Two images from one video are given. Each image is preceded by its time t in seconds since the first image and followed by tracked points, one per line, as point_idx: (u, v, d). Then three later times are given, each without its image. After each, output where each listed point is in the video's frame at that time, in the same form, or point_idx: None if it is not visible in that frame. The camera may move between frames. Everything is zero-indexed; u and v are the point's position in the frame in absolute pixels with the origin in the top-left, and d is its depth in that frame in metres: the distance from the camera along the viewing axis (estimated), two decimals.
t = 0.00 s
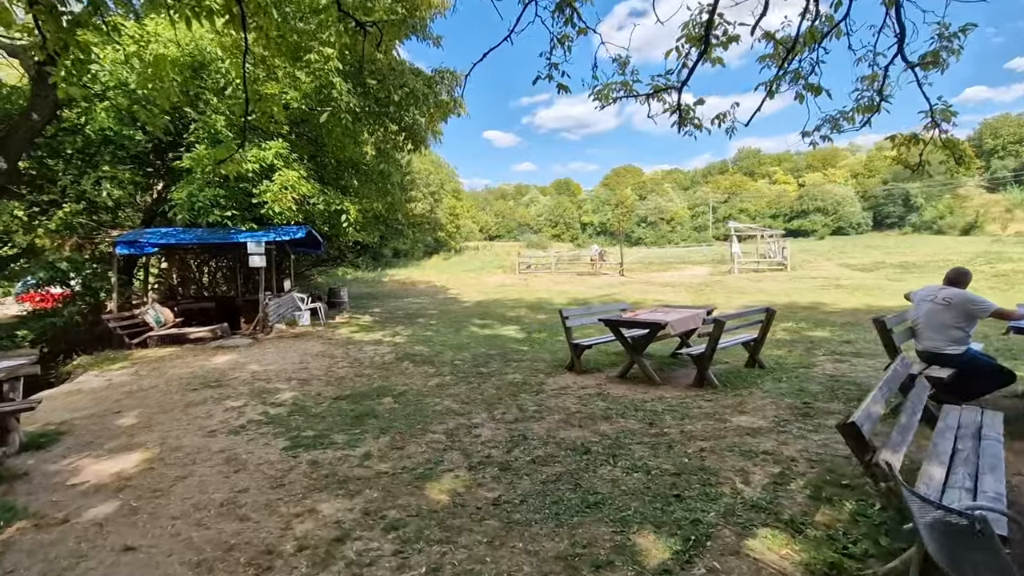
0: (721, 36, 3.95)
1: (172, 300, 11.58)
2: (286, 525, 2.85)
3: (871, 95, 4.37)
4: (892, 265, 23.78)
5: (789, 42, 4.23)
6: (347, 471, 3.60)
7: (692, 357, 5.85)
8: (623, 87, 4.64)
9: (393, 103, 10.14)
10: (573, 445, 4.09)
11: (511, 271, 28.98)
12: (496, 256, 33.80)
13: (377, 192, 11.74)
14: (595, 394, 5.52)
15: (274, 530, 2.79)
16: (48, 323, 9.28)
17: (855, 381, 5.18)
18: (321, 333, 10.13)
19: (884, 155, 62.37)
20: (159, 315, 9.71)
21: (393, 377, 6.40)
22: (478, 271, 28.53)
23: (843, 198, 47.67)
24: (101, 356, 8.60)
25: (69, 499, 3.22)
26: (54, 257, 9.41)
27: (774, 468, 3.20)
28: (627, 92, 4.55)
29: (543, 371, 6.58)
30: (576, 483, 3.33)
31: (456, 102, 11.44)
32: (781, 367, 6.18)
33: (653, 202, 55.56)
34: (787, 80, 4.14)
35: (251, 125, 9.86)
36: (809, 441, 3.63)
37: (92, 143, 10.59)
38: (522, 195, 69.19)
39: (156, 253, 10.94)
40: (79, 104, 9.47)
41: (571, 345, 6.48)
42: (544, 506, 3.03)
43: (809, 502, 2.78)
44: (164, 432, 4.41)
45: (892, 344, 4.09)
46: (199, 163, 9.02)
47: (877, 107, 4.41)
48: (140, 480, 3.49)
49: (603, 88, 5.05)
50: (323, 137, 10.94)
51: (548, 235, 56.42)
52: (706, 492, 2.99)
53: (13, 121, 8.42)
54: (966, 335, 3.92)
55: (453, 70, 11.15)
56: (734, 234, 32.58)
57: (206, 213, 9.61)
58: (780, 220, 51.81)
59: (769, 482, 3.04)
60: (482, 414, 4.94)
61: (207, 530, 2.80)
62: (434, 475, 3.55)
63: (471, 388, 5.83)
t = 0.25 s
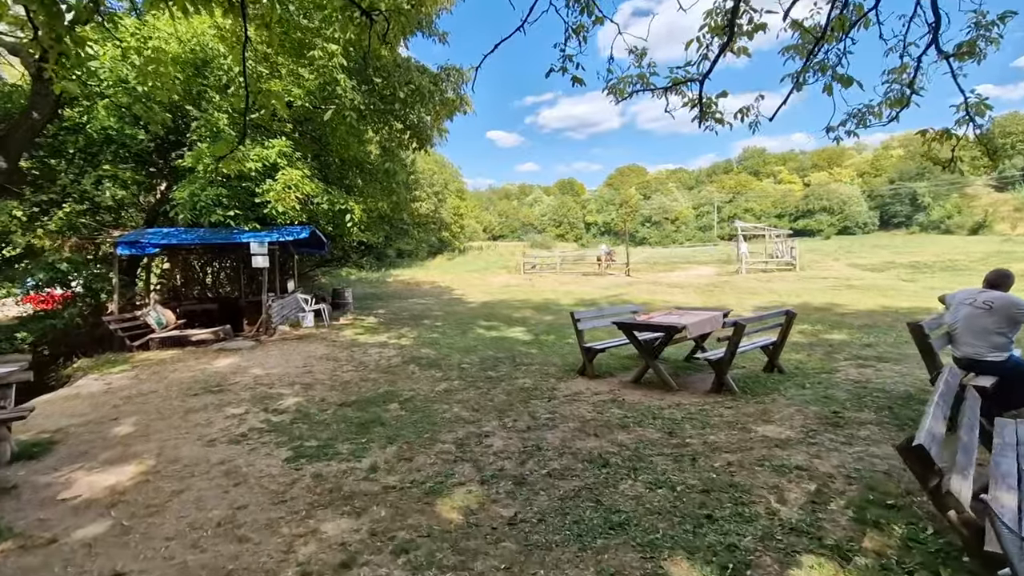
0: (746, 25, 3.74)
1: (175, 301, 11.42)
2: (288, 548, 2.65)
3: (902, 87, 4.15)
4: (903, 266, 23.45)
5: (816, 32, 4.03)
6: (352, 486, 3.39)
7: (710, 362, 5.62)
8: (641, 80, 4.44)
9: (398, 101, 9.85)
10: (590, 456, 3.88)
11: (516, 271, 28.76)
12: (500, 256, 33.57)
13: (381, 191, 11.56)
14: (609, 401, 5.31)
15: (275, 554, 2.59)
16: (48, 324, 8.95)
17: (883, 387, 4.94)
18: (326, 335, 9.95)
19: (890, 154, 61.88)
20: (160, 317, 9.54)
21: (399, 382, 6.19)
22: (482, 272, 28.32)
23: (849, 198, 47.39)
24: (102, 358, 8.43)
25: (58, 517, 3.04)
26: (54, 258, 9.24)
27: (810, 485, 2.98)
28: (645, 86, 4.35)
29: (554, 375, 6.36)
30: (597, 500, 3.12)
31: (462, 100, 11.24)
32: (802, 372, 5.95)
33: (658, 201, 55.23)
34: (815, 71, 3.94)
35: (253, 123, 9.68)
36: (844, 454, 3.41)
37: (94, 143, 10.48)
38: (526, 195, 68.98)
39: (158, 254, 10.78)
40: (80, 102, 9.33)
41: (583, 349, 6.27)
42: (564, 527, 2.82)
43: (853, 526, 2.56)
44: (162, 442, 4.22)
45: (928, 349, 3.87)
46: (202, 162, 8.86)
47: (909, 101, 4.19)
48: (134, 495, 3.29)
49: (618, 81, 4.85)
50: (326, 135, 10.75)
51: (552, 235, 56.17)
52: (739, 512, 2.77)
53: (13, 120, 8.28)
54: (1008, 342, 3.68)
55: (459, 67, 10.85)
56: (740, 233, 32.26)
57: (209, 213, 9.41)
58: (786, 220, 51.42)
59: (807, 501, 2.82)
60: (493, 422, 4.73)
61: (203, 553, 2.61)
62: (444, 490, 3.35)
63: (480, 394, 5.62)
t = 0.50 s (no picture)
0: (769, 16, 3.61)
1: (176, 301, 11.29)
2: (293, 565, 2.50)
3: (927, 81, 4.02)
4: (910, 265, 23.26)
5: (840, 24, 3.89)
6: (360, 496, 3.25)
7: (725, 365, 5.47)
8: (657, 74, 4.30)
9: (403, 99, 9.87)
10: (607, 464, 3.72)
11: (519, 271, 28.60)
12: (503, 256, 33.51)
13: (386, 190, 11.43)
14: (623, 405, 5.15)
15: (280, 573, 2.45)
16: (48, 325, 8.81)
17: (906, 392, 4.78)
18: (329, 335, 9.82)
19: (895, 154, 61.56)
20: (162, 317, 9.41)
21: (405, 385, 6.05)
22: (485, 272, 28.16)
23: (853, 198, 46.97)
24: (102, 359, 8.30)
25: (52, 530, 2.89)
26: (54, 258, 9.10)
27: (844, 498, 2.82)
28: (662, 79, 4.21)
29: (563, 378, 6.21)
30: (618, 513, 2.97)
31: (467, 98, 11.09)
32: (819, 376, 5.78)
33: (661, 201, 54.99)
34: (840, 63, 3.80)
35: (256, 120, 9.55)
36: (875, 464, 3.25)
37: (96, 141, 10.37)
38: (528, 194, 68.83)
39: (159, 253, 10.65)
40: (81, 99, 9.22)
41: (594, 351, 6.11)
42: (585, 543, 2.66)
43: (896, 543, 2.40)
44: (162, 448, 4.08)
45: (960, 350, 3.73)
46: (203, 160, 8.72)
47: (935, 94, 4.05)
48: (132, 506, 3.15)
49: (632, 76, 4.71)
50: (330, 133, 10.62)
51: (554, 234, 56.01)
52: (772, 528, 2.61)
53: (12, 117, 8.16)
54: None
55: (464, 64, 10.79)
56: (744, 233, 32.08)
57: (211, 212, 9.30)
58: (790, 220, 51.17)
59: (843, 516, 2.66)
60: (503, 427, 4.58)
61: (204, 572, 2.46)
62: (457, 501, 3.20)
63: (489, 398, 5.47)
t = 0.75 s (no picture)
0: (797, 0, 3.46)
1: (177, 300, 11.15)
2: None
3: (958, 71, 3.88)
4: (915, 264, 23.09)
5: (868, 10, 3.74)
6: (370, 503, 3.09)
7: (742, 365, 5.32)
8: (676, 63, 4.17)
9: (408, 93, 9.66)
10: (626, 468, 3.56)
11: (521, 270, 28.46)
12: (504, 254, 33.37)
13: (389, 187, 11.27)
14: (637, 406, 5.00)
15: None
16: (47, 324, 8.75)
17: (933, 393, 4.61)
18: (333, 334, 9.66)
19: (897, 152, 61.37)
20: (163, 316, 9.26)
21: (411, 385, 5.90)
22: (487, 271, 28.01)
23: (854, 198, 47.42)
24: (102, 359, 8.15)
25: (46, 540, 2.74)
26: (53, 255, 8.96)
27: (885, 506, 2.66)
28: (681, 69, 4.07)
29: (574, 378, 6.05)
30: (643, 522, 2.81)
31: (471, 94, 10.94)
32: (838, 376, 5.62)
33: (663, 200, 54.82)
34: (867, 52, 3.66)
35: (258, 116, 9.40)
36: (912, 470, 3.08)
37: (95, 138, 10.27)
38: (529, 193, 68.68)
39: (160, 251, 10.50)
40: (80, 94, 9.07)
41: (605, 350, 5.97)
42: (611, 554, 2.51)
43: (948, 557, 2.25)
44: (162, 451, 3.92)
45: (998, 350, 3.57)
46: (204, 156, 8.56)
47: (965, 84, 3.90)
48: (132, 514, 3.00)
49: (648, 65, 4.57)
50: (333, 129, 10.47)
51: (556, 233, 55.86)
52: (811, 539, 2.45)
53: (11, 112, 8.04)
54: None
55: (469, 58, 10.63)
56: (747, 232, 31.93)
57: (212, 208, 9.12)
58: (792, 219, 51.00)
59: (886, 526, 2.50)
60: (516, 429, 4.43)
61: None
62: (472, 508, 3.04)
63: (499, 398, 5.32)
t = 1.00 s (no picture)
0: None
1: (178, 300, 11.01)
2: None
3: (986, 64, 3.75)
4: (919, 263, 22.96)
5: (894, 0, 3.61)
6: (379, 514, 2.96)
7: (757, 368, 5.19)
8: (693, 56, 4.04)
9: (412, 90, 9.48)
10: (644, 476, 3.43)
11: (523, 269, 28.34)
12: (506, 253, 33.24)
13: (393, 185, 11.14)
14: (650, 410, 4.87)
15: None
16: (46, 324, 8.61)
17: (957, 397, 4.47)
18: (335, 335, 9.53)
19: (898, 151, 61.21)
20: (163, 316, 9.17)
21: (417, 387, 5.77)
22: (489, 270, 27.89)
23: (856, 196, 47.12)
24: (102, 360, 8.03)
25: (41, 554, 2.61)
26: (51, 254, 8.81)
27: (923, 520, 2.53)
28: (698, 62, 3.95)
29: (583, 380, 5.92)
30: (667, 535, 2.68)
31: (475, 91, 10.81)
32: (855, 378, 5.49)
33: (664, 199, 54.67)
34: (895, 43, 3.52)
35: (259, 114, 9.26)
36: (946, 479, 2.95)
37: (94, 136, 10.06)
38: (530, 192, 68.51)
39: (160, 250, 10.36)
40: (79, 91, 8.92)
41: (615, 351, 5.85)
42: (636, 571, 2.38)
43: None
44: (163, 458, 3.79)
45: None
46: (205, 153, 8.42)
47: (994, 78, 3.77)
48: (131, 525, 2.87)
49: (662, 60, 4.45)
50: (335, 126, 10.34)
51: (556, 232, 55.72)
52: (848, 556, 2.32)
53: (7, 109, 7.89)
54: None
55: (473, 55, 10.49)
56: (750, 230, 31.78)
57: (213, 207, 8.97)
58: (794, 218, 50.86)
59: (926, 542, 2.37)
60: (526, 434, 4.29)
61: None
62: (486, 519, 2.91)
63: (508, 402, 5.18)
